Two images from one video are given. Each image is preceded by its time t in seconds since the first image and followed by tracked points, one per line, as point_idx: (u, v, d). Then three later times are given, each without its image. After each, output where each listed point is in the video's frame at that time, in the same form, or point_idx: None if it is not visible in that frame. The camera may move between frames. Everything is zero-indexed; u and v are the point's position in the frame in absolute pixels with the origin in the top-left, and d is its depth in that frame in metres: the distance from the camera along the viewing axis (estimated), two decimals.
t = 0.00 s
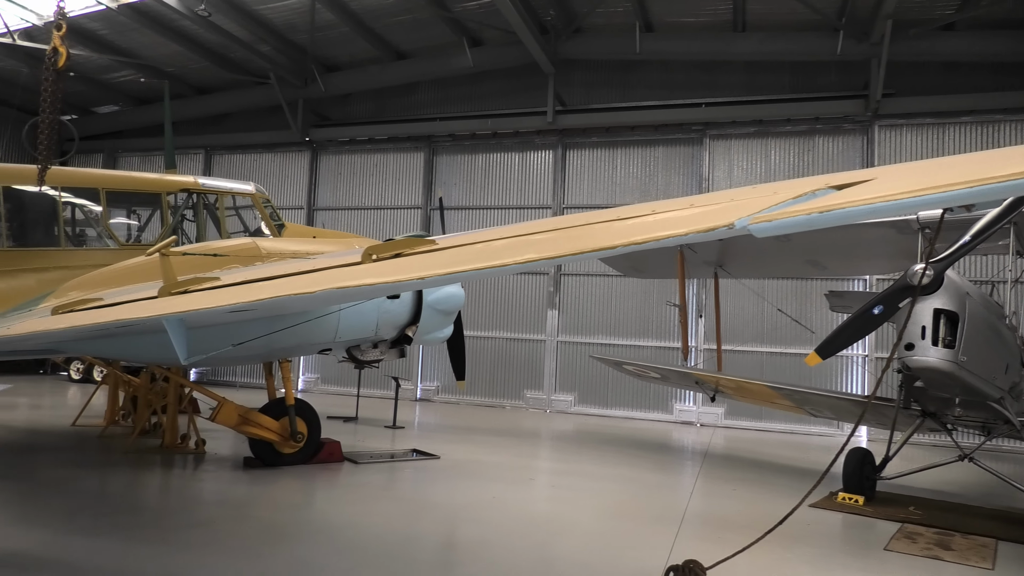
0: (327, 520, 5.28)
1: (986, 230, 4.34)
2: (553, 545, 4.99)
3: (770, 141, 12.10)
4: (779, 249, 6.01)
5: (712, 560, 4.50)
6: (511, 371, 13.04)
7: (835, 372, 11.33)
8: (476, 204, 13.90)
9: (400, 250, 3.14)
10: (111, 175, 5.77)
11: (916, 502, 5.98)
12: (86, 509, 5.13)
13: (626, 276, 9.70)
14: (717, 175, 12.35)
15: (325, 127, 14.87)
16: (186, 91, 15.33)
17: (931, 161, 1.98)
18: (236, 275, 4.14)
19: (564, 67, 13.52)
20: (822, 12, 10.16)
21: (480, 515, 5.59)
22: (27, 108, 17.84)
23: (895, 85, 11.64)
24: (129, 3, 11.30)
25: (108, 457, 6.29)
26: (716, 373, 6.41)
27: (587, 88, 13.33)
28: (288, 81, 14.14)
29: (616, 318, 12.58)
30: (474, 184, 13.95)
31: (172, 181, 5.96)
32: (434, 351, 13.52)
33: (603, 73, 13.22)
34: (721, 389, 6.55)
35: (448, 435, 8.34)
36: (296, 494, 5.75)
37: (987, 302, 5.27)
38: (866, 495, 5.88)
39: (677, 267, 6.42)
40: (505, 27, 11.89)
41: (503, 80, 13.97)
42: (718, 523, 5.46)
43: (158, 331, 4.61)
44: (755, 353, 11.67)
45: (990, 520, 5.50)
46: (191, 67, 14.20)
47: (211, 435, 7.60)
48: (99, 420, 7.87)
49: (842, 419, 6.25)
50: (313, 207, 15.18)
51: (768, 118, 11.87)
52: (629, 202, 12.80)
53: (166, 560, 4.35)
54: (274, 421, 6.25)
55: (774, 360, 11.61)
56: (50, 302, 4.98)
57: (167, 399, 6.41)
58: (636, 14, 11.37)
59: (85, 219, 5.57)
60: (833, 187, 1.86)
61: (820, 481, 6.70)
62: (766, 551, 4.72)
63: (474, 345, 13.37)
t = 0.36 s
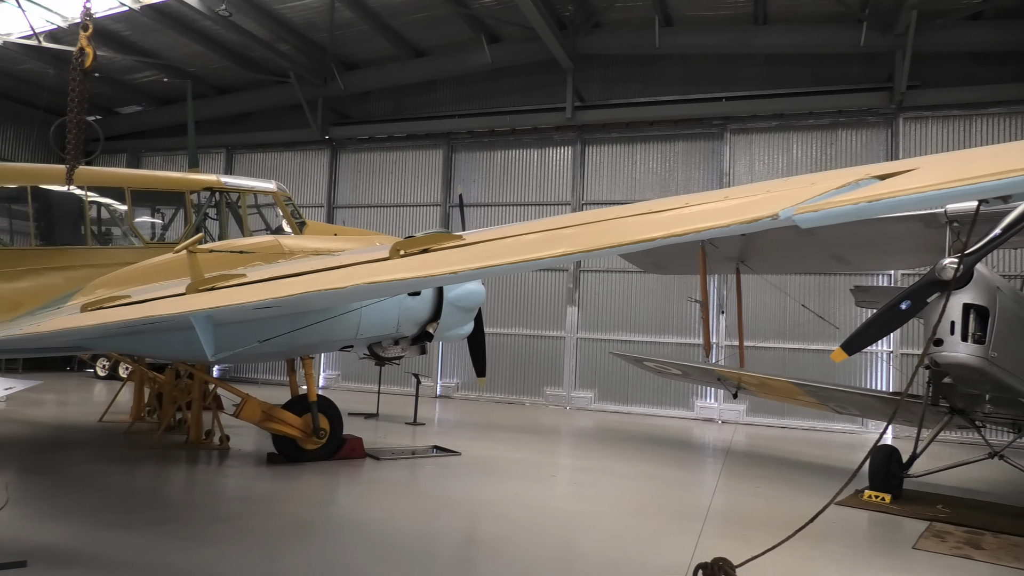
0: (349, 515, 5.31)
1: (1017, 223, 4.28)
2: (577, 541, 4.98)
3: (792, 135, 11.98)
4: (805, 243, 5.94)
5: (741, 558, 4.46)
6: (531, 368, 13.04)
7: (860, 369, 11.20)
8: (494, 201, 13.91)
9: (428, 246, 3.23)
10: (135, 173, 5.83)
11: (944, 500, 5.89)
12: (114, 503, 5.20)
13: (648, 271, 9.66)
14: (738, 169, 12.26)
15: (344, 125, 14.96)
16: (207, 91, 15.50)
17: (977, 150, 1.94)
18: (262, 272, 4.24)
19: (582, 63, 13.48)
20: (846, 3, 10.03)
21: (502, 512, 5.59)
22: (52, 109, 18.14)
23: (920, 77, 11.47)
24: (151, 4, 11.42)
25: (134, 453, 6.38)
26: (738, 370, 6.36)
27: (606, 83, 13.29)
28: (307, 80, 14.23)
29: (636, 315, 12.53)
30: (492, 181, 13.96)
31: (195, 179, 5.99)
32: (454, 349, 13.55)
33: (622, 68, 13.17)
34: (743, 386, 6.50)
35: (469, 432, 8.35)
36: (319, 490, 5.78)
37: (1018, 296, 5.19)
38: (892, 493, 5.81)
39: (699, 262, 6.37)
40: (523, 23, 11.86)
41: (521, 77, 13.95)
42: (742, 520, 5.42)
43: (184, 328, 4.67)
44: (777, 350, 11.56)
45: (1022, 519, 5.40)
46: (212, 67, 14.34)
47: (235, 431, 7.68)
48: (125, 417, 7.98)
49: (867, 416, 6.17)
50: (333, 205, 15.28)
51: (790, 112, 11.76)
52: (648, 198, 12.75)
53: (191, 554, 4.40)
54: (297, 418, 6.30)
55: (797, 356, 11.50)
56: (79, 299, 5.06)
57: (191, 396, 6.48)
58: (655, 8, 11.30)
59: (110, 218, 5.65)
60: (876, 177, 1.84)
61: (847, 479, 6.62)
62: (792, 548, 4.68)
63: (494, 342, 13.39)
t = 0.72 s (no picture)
0: (372, 511, 5.34)
1: None
2: (603, 539, 4.96)
3: (816, 131, 11.85)
4: (833, 240, 5.87)
5: (772, 559, 4.41)
6: (552, 366, 13.03)
7: (886, 367, 11.05)
8: (515, 199, 13.91)
9: (456, 242, 3.37)
10: (161, 173, 5.90)
11: (975, 501, 5.78)
12: (141, 498, 5.28)
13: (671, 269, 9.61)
14: (761, 165, 12.15)
15: (366, 123, 15.07)
16: (232, 89, 15.67)
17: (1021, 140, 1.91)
18: (288, 269, 4.40)
19: (603, 59, 13.43)
20: None
21: (525, 509, 5.58)
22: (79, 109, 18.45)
23: (947, 69, 11.26)
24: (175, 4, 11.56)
25: (161, 448, 6.46)
26: (762, 367, 6.31)
27: (627, 79, 13.23)
28: (329, 78, 14.34)
29: (657, 312, 12.47)
30: (512, 179, 13.97)
31: (219, 179, 6.02)
32: (475, 346, 13.57)
33: (643, 64, 13.10)
34: (767, 383, 6.44)
35: (489, 429, 8.36)
36: (343, 487, 5.81)
37: None
38: (921, 493, 5.72)
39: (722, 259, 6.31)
40: (544, 19, 11.83)
41: (541, 74, 13.92)
42: (766, 520, 5.37)
43: (212, 325, 4.72)
44: (801, 348, 11.44)
45: None
46: (234, 67, 14.49)
47: (258, 428, 7.75)
48: (152, 413, 8.09)
49: (894, 415, 6.07)
50: (355, 203, 15.37)
51: (815, 107, 11.63)
52: (670, 194, 12.67)
53: (217, 549, 4.44)
54: (320, 414, 6.34)
55: (821, 354, 11.37)
56: (107, 296, 5.13)
57: (215, 392, 6.54)
58: (678, 3, 11.23)
59: (137, 216, 5.72)
60: (923, 167, 1.81)
61: (875, 478, 6.53)
62: (821, 547, 4.62)
63: (515, 339, 13.41)
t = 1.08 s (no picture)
0: (393, 507, 5.37)
1: None
2: (625, 538, 4.94)
3: (841, 126, 11.71)
4: (859, 237, 5.80)
5: (801, 559, 4.37)
6: (572, 363, 13.02)
7: (912, 366, 10.90)
8: (535, 196, 13.92)
9: (484, 238, 3.43)
10: (186, 170, 5.96)
11: (1006, 503, 5.68)
12: (168, 491, 5.35)
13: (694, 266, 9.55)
14: (784, 161, 12.03)
15: (387, 121, 15.15)
16: (254, 90, 15.85)
17: None
18: (315, 266, 4.44)
19: (624, 56, 13.37)
20: None
21: (546, 507, 5.57)
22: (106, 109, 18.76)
23: (977, 63, 11.04)
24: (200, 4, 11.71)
25: (186, 443, 6.54)
26: (786, 366, 6.25)
27: (648, 76, 13.16)
28: (351, 76, 14.44)
29: (679, 310, 12.40)
30: (533, 176, 13.96)
31: (243, 176, 6.06)
32: (495, 344, 13.59)
33: (664, 60, 13.02)
34: (791, 382, 6.38)
35: (510, 427, 8.36)
36: (364, 482, 5.85)
37: None
38: (950, 495, 5.65)
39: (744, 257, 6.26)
40: (565, 16, 11.81)
41: (562, 71, 13.89)
42: (790, 520, 5.32)
43: (239, 320, 4.78)
44: (825, 346, 11.33)
45: None
46: (257, 66, 14.63)
47: (281, 423, 7.82)
48: (177, 407, 8.20)
49: (921, 415, 5.98)
50: (376, 201, 15.46)
51: (840, 102, 11.49)
52: (692, 191, 12.59)
53: (243, 543, 4.49)
54: (342, 410, 6.38)
55: (845, 353, 11.25)
56: (134, 292, 5.21)
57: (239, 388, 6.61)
58: None
59: (163, 214, 5.79)
60: (972, 159, 1.79)
61: (902, 479, 6.44)
62: (847, 548, 4.57)
63: (535, 337, 13.42)
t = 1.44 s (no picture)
0: (416, 504, 5.38)
1: None
2: (649, 537, 4.91)
3: (868, 121, 11.56)
4: (887, 234, 5.71)
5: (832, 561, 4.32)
6: (594, 362, 12.99)
7: (941, 365, 10.71)
8: (556, 194, 13.90)
9: (512, 235, 3.44)
10: (212, 170, 6.01)
11: None
12: (194, 487, 5.41)
13: (719, 263, 9.47)
14: (809, 158, 11.91)
15: (408, 119, 15.22)
16: (280, 87, 15.95)
17: None
18: (340, 263, 4.47)
19: (645, 52, 13.30)
20: None
21: (569, 506, 5.56)
22: (133, 110, 19.05)
23: (1009, 56, 10.82)
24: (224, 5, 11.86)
25: (212, 439, 6.62)
26: (812, 365, 6.17)
27: (670, 72, 13.06)
28: (372, 75, 14.52)
29: (701, 308, 12.32)
30: (554, 174, 13.95)
31: (268, 175, 6.10)
32: (516, 342, 13.60)
33: (686, 56, 12.92)
34: (817, 381, 6.30)
35: (531, 425, 8.35)
36: (386, 479, 5.87)
37: None
38: (982, 496, 5.55)
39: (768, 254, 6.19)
40: (586, 12, 11.77)
41: (583, 68, 13.84)
42: (816, 521, 5.26)
43: (266, 318, 4.82)
44: (851, 345, 11.20)
45: None
46: (280, 66, 14.76)
47: (304, 420, 7.88)
48: (202, 404, 8.30)
49: (951, 415, 5.88)
50: (397, 199, 15.54)
51: (866, 97, 11.34)
52: (715, 187, 12.50)
53: (268, 539, 4.53)
54: (366, 408, 6.41)
55: (871, 352, 11.10)
56: (162, 291, 5.28)
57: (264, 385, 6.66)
58: None
59: (189, 213, 5.85)
60: (1018, 151, 1.81)
61: (934, 480, 6.33)
62: (876, 549, 4.50)
63: (557, 335, 13.42)
